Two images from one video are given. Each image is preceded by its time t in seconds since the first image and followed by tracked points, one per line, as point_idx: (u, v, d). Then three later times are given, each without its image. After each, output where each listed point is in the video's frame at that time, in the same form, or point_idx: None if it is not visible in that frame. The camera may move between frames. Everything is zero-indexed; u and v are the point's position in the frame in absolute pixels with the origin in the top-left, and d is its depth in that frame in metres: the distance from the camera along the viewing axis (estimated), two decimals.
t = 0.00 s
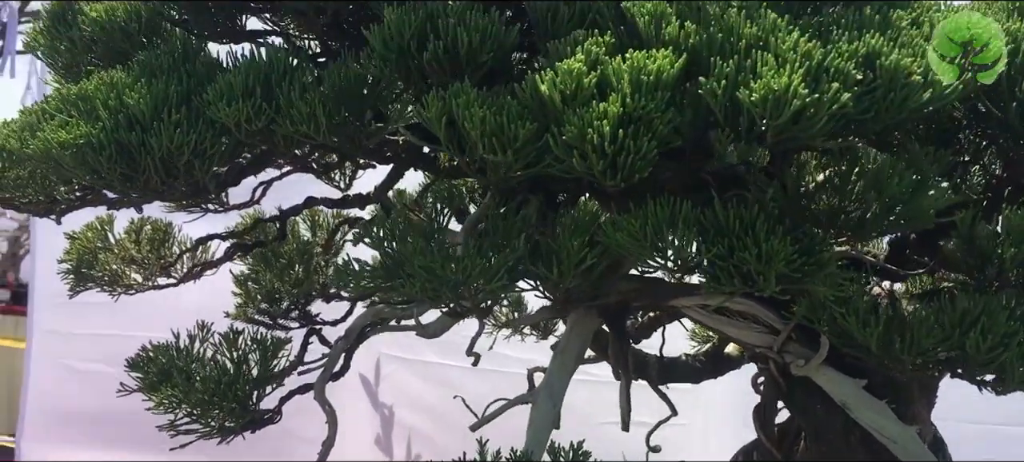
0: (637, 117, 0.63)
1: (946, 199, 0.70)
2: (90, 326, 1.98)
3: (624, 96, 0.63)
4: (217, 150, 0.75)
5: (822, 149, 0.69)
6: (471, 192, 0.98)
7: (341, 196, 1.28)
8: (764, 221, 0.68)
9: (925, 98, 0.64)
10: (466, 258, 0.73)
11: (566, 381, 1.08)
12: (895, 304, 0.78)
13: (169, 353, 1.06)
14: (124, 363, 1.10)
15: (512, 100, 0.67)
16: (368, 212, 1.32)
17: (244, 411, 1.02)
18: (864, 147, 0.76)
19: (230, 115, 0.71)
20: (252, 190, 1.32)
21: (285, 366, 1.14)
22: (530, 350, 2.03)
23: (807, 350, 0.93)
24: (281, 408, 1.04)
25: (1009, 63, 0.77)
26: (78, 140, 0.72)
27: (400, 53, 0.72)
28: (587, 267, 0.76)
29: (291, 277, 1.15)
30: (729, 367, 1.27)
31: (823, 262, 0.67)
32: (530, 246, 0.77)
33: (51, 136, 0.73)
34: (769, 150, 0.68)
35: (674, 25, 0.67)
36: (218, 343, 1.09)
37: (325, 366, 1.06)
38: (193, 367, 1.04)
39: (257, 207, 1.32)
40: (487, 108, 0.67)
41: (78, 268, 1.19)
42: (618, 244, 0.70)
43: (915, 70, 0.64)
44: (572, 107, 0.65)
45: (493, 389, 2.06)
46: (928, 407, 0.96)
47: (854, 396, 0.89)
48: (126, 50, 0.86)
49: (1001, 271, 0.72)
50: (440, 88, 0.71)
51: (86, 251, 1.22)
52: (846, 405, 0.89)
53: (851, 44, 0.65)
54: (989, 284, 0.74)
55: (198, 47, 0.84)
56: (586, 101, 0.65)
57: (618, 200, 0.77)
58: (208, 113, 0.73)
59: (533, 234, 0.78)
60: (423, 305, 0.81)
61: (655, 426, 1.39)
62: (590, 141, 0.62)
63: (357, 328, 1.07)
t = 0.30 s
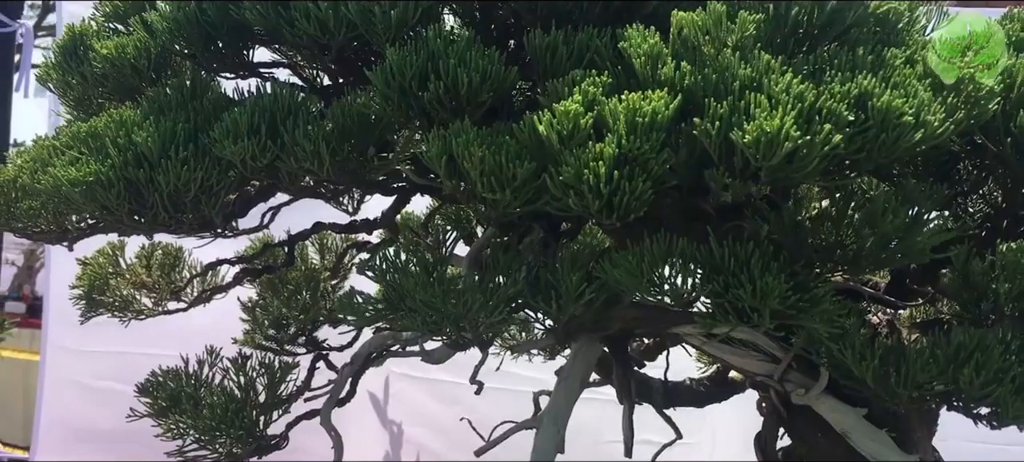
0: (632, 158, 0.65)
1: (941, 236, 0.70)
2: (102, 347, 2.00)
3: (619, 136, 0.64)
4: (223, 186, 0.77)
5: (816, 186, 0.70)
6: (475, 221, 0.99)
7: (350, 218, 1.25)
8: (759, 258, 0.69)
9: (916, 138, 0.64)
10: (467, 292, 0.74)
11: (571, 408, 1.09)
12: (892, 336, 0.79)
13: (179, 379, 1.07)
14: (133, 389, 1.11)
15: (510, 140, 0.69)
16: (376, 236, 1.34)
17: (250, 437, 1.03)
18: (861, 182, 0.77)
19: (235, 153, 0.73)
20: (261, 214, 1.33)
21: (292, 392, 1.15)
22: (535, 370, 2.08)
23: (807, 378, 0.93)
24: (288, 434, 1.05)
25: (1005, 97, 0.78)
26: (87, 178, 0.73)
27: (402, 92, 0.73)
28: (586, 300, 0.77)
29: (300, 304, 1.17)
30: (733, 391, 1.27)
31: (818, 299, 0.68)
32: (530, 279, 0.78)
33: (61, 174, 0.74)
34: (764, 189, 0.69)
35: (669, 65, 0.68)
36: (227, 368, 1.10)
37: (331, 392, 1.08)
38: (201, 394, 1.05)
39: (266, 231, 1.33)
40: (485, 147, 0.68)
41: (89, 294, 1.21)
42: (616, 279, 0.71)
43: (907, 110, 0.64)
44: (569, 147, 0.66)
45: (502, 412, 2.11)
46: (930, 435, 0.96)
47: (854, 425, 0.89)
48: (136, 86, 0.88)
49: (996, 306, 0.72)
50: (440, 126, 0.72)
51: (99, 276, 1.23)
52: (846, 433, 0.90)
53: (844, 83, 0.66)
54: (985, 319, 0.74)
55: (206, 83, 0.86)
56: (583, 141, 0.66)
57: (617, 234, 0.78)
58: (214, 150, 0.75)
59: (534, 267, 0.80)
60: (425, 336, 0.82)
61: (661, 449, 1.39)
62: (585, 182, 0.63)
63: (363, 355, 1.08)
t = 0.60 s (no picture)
0: (627, 183, 0.66)
1: (933, 259, 0.71)
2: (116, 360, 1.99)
3: (614, 163, 0.66)
4: (228, 209, 0.78)
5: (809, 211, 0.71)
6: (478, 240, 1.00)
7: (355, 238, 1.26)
8: (754, 281, 0.70)
9: (906, 164, 0.65)
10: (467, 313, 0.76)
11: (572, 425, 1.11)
12: (888, 357, 0.80)
13: (187, 395, 1.09)
14: (142, 404, 1.12)
15: (508, 165, 0.70)
16: (383, 253, 1.35)
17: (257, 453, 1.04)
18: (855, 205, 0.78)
19: (240, 178, 0.75)
20: (269, 232, 1.35)
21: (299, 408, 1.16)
22: (542, 384, 2.06)
23: (806, 396, 0.94)
24: (294, 449, 1.06)
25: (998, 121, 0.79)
26: (96, 201, 0.75)
27: (403, 118, 0.75)
28: (584, 322, 0.78)
29: (307, 322, 1.18)
30: (736, 407, 1.28)
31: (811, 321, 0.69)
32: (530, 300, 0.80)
33: (71, 197, 0.76)
34: (758, 212, 0.70)
35: (664, 93, 0.70)
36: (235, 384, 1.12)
37: (337, 408, 1.09)
38: (209, 410, 1.06)
39: (275, 248, 1.35)
40: (484, 173, 0.70)
41: (100, 311, 1.22)
42: (613, 301, 0.72)
43: (898, 137, 0.66)
44: (566, 172, 0.67)
45: (508, 425, 2.11)
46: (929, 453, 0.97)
47: (852, 443, 0.90)
48: (144, 109, 0.90)
49: (989, 327, 0.73)
50: (441, 151, 0.74)
51: (109, 293, 1.25)
52: (844, 451, 0.91)
53: (834, 111, 0.68)
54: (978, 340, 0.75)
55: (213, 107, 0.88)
56: (579, 166, 0.68)
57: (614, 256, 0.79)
58: (220, 175, 0.77)
59: (534, 288, 0.81)
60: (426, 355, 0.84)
61: None
62: (581, 207, 0.65)
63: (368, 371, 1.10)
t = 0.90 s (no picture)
0: (621, 204, 0.68)
1: (922, 276, 0.73)
2: (129, 373, 2.02)
3: (608, 183, 0.68)
4: (235, 228, 0.80)
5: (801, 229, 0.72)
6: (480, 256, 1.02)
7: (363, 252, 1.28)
8: (745, 297, 0.71)
9: (893, 184, 0.67)
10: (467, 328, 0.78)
11: (574, 436, 1.12)
12: (880, 371, 0.81)
13: (197, 407, 1.11)
14: (153, 416, 1.15)
15: (506, 185, 0.72)
16: (390, 266, 1.38)
17: None
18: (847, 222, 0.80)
19: (247, 197, 0.77)
20: (278, 246, 1.38)
21: (306, 420, 1.19)
22: (548, 395, 2.09)
23: (804, 409, 0.96)
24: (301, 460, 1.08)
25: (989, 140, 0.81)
26: (108, 220, 0.77)
27: (405, 138, 0.77)
28: (582, 336, 0.80)
29: (314, 334, 1.20)
30: (738, 419, 1.30)
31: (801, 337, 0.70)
32: (529, 316, 0.82)
33: (83, 216, 0.79)
34: (750, 230, 0.72)
35: (657, 114, 0.72)
36: (244, 396, 1.14)
37: (343, 420, 1.11)
38: (218, 422, 1.08)
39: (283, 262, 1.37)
40: (483, 193, 0.72)
41: (113, 326, 1.25)
42: (609, 317, 0.74)
43: (885, 157, 0.67)
44: (561, 191, 0.69)
45: (514, 437, 2.14)
46: None
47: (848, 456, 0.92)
48: (155, 128, 0.92)
49: (978, 342, 0.75)
50: (441, 171, 0.76)
51: (122, 307, 1.27)
52: None
53: (823, 132, 0.69)
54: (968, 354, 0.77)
55: (221, 126, 0.90)
56: (574, 186, 0.69)
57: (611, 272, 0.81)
58: (227, 194, 0.79)
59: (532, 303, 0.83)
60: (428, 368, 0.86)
61: None
62: (575, 225, 0.67)
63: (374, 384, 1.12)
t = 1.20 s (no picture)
0: (608, 226, 0.71)
1: (901, 294, 0.75)
2: (148, 384, 2.06)
3: (595, 206, 0.71)
4: (243, 247, 0.84)
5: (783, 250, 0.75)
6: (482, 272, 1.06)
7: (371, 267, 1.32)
8: (729, 315, 0.74)
9: (870, 207, 0.70)
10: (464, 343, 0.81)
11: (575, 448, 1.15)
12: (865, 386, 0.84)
13: (208, 418, 1.14)
14: (166, 427, 1.18)
15: (499, 207, 0.75)
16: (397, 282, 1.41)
17: None
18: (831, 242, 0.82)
19: (253, 218, 0.80)
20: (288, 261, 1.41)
21: (315, 431, 1.22)
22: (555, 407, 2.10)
23: (795, 423, 0.98)
24: None
25: (969, 162, 0.83)
26: (121, 241, 0.81)
27: (404, 162, 0.80)
28: (575, 352, 0.83)
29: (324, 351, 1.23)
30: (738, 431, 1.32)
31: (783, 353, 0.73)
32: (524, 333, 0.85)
33: (99, 237, 0.82)
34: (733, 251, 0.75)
35: (644, 139, 0.74)
36: (254, 408, 1.17)
37: (350, 431, 1.14)
38: (228, 433, 1.12)
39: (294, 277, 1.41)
40: (477, 215, 0.75)
41: (128, 339, 1.29)
42: (599, 334, 0.77)
43: (862, 181, 0.70)
44: (551, 214, 0.72)
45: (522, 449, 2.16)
46: None
47: None
48: (168, 151, 0.96)
49: (957, 358, 0.77)
50: (438, 193, 0.79)
51: (137, 321, 1.31)
52: None
53: (802, 156, 0.72)
54: (949, 369, 0.79)
55: (231, 149, 0.94)
56: (564, 209, 0.72)
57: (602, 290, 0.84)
58: (235, 215, 0.82)
59: (528, 320, 0.86)
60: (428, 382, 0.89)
61: None
62: (564, 247, 0.70)
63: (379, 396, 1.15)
